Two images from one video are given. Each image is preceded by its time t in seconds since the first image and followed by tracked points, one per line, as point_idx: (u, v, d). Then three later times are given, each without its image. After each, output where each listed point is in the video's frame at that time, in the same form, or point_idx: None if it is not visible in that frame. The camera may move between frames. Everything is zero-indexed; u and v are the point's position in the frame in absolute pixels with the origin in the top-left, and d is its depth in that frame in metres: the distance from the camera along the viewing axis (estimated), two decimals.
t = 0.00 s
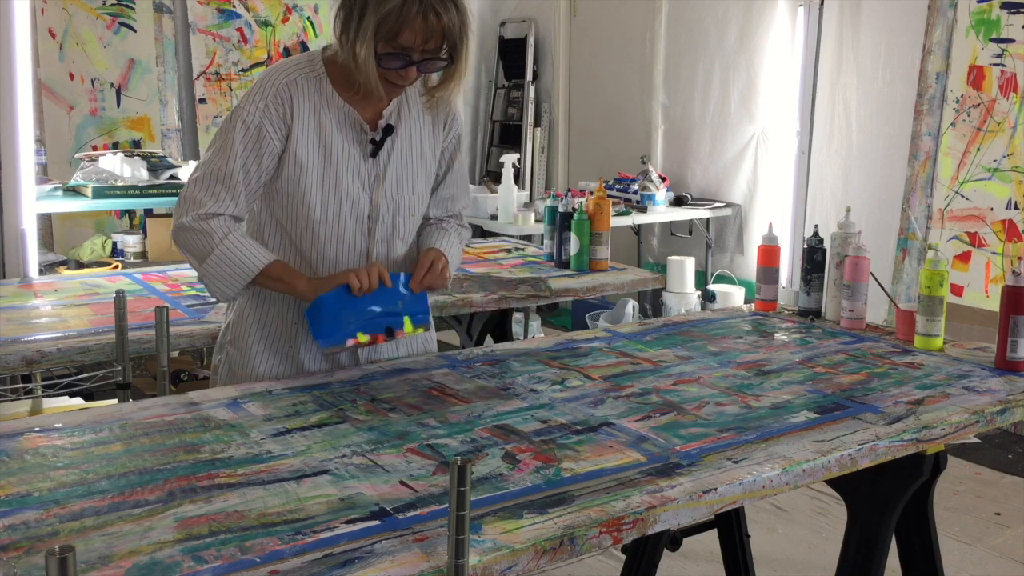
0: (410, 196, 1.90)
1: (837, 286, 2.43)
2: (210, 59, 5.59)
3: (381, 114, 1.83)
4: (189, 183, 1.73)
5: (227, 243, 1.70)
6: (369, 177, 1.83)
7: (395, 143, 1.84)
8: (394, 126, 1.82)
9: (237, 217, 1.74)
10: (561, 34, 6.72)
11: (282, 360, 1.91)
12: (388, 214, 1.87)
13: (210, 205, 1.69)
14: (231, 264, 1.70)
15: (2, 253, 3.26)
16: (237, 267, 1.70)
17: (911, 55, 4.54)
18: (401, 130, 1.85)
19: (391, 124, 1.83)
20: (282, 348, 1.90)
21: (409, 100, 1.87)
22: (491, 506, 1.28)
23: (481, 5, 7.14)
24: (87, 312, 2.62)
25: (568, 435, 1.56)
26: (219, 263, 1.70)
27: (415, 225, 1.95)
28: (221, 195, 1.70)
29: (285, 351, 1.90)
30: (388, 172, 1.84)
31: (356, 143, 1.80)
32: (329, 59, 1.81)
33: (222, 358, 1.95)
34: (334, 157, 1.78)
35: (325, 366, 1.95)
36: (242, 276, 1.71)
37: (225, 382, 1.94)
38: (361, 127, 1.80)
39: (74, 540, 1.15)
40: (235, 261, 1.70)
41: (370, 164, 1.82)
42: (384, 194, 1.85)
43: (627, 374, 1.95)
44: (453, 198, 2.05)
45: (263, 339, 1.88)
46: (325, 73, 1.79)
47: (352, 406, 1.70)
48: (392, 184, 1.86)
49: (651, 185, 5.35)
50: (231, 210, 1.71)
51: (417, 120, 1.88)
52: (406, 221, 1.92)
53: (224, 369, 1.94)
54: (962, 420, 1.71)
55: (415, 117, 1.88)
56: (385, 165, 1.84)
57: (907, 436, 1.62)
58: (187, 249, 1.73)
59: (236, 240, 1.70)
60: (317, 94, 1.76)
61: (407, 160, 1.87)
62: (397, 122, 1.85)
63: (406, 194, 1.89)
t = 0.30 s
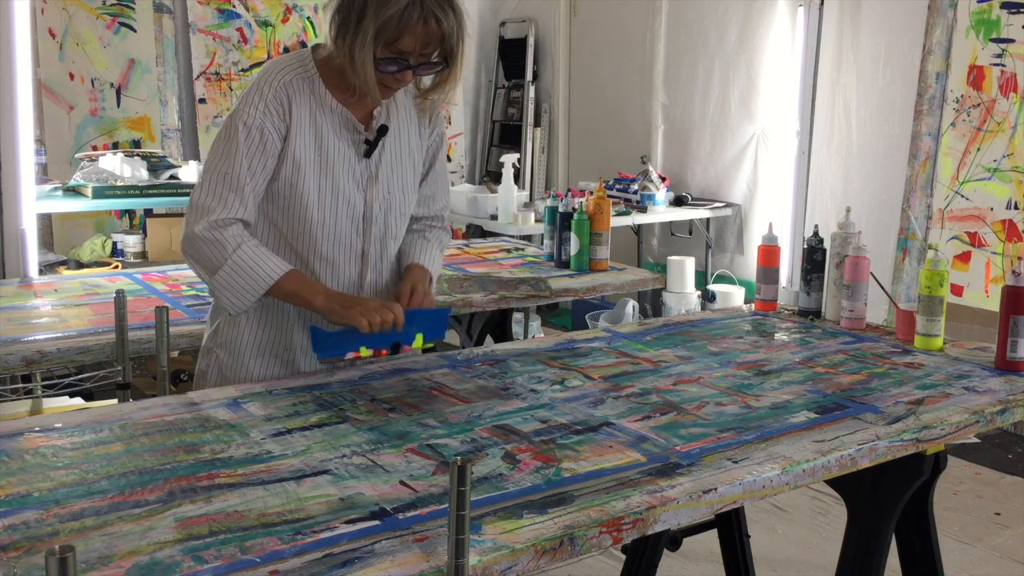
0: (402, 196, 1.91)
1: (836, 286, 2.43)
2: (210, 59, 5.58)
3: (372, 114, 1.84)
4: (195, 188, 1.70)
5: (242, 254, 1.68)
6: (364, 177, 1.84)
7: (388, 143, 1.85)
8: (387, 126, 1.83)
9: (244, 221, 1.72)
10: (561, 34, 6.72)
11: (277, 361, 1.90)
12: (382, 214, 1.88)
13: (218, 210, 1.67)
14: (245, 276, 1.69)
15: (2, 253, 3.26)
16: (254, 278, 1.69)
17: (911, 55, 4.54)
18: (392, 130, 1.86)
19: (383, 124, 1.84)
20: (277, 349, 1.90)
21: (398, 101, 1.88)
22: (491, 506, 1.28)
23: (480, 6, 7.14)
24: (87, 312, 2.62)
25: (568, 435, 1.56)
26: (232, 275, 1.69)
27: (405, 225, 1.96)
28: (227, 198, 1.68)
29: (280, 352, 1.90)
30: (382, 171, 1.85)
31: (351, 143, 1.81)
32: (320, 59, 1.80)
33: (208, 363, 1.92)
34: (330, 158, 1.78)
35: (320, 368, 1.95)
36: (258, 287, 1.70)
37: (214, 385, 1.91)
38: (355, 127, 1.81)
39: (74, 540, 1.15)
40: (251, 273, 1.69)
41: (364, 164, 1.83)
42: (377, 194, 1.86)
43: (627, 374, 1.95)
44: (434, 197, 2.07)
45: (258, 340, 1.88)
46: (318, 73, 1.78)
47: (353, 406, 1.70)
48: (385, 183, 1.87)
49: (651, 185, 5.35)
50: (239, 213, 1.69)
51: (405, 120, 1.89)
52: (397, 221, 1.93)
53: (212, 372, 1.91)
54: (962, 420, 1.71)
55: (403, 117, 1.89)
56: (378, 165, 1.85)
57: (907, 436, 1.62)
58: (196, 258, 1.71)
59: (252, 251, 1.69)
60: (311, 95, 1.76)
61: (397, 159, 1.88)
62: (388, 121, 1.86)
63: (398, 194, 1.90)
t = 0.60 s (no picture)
0: (398, 198, 1.92)
1: (837, 286, 2.43)
2: (210, 59, 5.58)
3: (369, 117, 1.84)
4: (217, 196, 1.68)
5: (279, 269, 1.67)
6: (362, 179, 1.84)
7: (385, 144, 1.86)
8: (385, 129, 1.84)
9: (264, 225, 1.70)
10: (561, 34, 6.72)
11: (275, 362, 1.90)
12: (380, 215, 1.89)
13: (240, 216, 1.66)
14: (277, 291, 1.68)
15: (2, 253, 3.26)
16: (282, 291, 1.68)
17: (911, 55, 4.54)
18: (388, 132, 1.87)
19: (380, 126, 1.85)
20: (275, 351, 1.89)
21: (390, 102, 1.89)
22: (491, 506, 1.28)
23: (480, 6, 7.13)
24: (87, 312, 2.62)
25: (568, 435, 1.56)
26: (265, 288, 1.67)
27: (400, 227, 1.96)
28: (242, 202, 1.66)
29: (279, 354, 1.90)
30: (379, 173, 1.86)
31: (349, 145, 1.81)
32: (316, 60, 1.80)
33: (204, 365, 1.91)
34: (331, 160, 1.78)
35: (318, 369, 1.95)
36: (289, 304, 1.69)
37: (212, 386, 1.90)
38: (354, 129, 1.81)
39: (74, 540, 1.15)
40: (281, 288, 1.68)
41: (362, 166, 1.83)
42: (375, 196, 1.86)
43: (627, 374, 1.95)
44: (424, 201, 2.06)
45: (259, 342, 1.87)
46: (316, 74, 1.78)
47: (352, 406, 1.70)
48: (382, 185, 1.87)
49: (651, 185, 5.35)
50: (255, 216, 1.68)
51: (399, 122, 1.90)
52: (393, 222, 1.93)
53: (210, 373, 1.90)
54: (962, 420, 1.71)
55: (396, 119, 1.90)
56: (376, 167, 1.85)
57: (907, 436, 1.62)
58: (230, 270, 1.68)
59: (283, 265, 1.68)
60: (313, 98, 1.76)
61: (393, 161, 1.89)
62: (383, 122, 1.86)
63: (394, 196, 1.91)
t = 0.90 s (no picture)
0: (401, 200, 1.92)
1: (837, 286, 2.43)
2: (210, 59, 5.58)
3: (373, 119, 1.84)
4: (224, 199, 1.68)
5: (283, 277, 1.68)
6: (367, 182, 1.84)
7: (389, 147, 1.86)
8: (389, 132, 1.84)
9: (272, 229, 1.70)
10: (561, 34, 6.72)
11: (277, 362, 1.90)
12: (383, 218, 1.89)
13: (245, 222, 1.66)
14: (282, 299, 1.68)
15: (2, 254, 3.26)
16: (290, 299, 1.69)
17: (911, 55, 4.54)
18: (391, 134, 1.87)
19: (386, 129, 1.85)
20: (278, 351, 1.89)
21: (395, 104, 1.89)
22: (491, 506, 1.28)
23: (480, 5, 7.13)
24: (87, 312, 2.62)
25: (568, 435, 1.56)
26: (269, 296, 1.68)
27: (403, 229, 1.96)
28: (249, 207, 1.67)
29: (281, 354, 1.90)
30: (383, 177, 1.86)
31: (354, 148, 1.81)
32: (322, 61, 1.79)
33: (205, 365, 1.91)
34: (337, 164, 1.78)
35: (319, 369, 1.95)
36: (296, 311, 1.70)
37: (213, 386, 1.90)
38: (359, 132, 1.81)
39: (74, 540, 1.15)
40: (288, 295, 1.68)
41: (366, 169, 1.83)
42: (378, 198, 1.86)
43: (627, 374, 1.95)
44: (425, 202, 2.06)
45: (262, 341, 1.88)
46: (322, 75, 1.78)
47: (352, 406, 1.70)
48: (385, 188, 1.87)
49: (651, 185, 5.35)
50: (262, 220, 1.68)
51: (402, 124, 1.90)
52: (396, 224, 1.93)
53: (211, 373, 1.90)
54: (962, 420, 1.71)
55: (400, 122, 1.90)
56: (380, 170, 1.85)
57: (907, 436, 1.62)
58: (235, 274, 1.69)
59: (292, 273, 1.69)
60: (319, 101, 1.75)
61: (396, 164, 1.89)
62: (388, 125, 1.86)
63: (397, 198, 1.91)
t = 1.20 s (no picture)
0: (404, 196, 1.92)
1: (836, 286, 2.43)
2: (210, 59, 5.59)
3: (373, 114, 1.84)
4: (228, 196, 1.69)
5: (292, 268, 1.67)
6: (368, 177, 1.84)
7: (390, 143, 1.86)
8: (389, 127, 1.84)
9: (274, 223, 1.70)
10: (561, 33, 6.72)
11: (279, 360, 1.90)
12: (386, 213, 1.89)
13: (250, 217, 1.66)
14: (292, 291, 1.68)
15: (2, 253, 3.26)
16: (298, 291, 1.68)
17: (911, 55, 4.54)
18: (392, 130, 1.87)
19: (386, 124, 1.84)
20: (280, 350, 1.89)
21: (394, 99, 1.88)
22: (491, 506, 1.28)
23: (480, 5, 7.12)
24: (87, 312, 2.62)
25: (568, 435, 1.56)
26: (277, 289, 1.68)
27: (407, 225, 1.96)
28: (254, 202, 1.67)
29: (284, 353, 1.90)
30: (385, 172, 1.86)
31: (354, 143, 1.81)
32: (321, 58, 1.80)
33: (207, 364, 1.91)
34: (339, 160, 1.78)
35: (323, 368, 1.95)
36: (304, 303, 1.69)
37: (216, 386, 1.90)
38: (359, 127, 1.80)
39: (74, 540, 1.15)
40: (296, 286, 1.68)
41: (367, 165, 1.83)
42: (380, 194, 1.86)
43: (627, 374, 1.95)
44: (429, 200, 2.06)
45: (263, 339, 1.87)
46: (321, 72, 1.78)
47: (353, 406, 1.70)
48: (387, 183, 1.87)
49: (651, 185, 5.35)
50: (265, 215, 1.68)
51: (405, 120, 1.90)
52: (400, 220, 1.93)
53: (214, 374, 1.90)
54: (962, 420, 1.71)
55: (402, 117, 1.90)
56: (382, 166, 1.85)
57: (907, 436, 1.62)
58: (245, 266, 1.69)
59: (300, 265, 1.68)
60: (320, 97, 1.76)
61: (399, 159, 1.89)
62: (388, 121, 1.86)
63: (400, 194, 1.91)
